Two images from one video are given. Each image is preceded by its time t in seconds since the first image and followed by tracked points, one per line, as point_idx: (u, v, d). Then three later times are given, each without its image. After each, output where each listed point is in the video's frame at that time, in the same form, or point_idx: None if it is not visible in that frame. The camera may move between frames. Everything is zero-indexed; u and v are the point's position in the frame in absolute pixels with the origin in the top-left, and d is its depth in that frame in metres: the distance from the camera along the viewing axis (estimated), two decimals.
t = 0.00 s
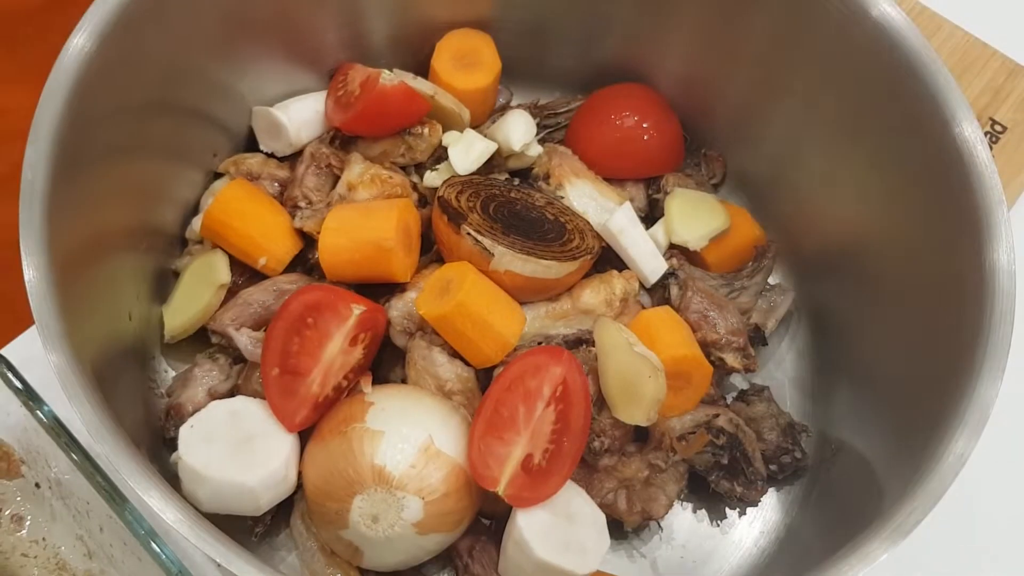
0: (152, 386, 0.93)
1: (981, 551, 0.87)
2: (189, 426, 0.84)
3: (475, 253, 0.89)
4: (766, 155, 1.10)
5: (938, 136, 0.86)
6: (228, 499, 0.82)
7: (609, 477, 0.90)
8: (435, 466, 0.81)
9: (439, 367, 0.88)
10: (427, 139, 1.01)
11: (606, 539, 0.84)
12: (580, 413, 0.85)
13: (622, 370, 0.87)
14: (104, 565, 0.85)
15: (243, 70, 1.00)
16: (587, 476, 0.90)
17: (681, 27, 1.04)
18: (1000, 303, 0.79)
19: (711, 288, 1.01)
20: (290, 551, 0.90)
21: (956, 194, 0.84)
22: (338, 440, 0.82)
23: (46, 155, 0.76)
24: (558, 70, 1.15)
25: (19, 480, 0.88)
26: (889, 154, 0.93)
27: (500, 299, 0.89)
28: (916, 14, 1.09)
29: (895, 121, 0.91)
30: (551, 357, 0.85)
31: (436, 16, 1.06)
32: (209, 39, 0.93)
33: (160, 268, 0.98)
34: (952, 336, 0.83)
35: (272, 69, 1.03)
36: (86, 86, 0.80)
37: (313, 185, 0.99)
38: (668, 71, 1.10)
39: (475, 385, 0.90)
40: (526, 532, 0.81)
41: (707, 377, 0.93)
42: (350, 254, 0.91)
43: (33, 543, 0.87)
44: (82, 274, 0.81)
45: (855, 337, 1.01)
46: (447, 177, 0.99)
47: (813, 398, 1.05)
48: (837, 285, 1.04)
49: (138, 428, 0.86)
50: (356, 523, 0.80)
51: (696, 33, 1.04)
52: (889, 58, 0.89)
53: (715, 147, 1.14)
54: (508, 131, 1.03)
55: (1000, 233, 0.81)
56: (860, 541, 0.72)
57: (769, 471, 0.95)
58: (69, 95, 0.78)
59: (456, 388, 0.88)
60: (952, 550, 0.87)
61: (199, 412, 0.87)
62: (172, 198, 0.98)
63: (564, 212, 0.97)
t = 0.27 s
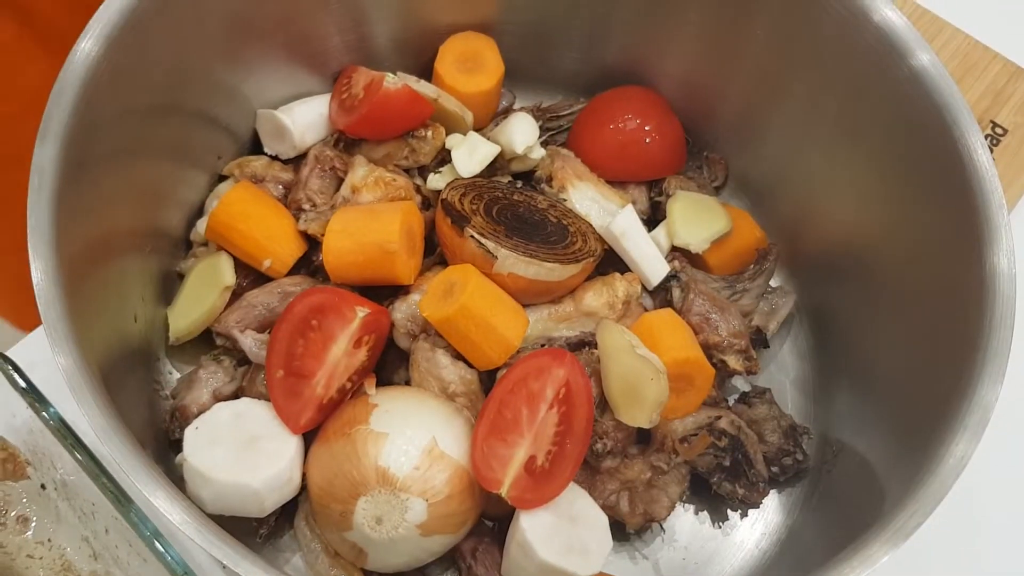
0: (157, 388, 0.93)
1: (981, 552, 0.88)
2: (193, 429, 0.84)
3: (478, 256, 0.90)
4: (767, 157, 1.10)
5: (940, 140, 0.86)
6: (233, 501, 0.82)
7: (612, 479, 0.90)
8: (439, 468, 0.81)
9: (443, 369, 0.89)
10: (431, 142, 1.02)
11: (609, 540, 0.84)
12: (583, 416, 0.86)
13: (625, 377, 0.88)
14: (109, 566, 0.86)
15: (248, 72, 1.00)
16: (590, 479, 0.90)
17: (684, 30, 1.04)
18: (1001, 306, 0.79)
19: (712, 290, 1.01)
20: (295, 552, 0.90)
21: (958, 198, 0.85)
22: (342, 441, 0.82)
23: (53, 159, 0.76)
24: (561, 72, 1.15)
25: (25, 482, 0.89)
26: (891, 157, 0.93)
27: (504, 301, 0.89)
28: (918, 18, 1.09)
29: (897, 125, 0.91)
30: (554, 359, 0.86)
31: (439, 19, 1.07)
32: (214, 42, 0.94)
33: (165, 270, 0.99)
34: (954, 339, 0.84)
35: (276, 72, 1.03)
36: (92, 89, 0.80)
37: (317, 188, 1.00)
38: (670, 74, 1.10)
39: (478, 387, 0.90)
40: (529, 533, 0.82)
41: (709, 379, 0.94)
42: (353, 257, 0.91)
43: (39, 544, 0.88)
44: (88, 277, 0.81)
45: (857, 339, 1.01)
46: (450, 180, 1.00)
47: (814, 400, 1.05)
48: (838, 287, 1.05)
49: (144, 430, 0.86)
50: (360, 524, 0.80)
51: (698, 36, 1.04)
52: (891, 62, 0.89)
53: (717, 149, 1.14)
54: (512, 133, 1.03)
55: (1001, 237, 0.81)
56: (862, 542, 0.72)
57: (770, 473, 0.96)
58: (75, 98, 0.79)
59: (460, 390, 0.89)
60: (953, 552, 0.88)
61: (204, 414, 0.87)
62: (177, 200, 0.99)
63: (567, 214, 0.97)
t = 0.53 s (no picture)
0: (156, 386, 0.94)
1: (978, 550, 0.88)
2: (191, 426, 0.85)
3: (476, 254, 0.90)
4: (766, 156, 1.10)
5: (937, 137, 0.86)
6: (230, 498, 0.82)
7: (610, 476, 0.90)
8: (437, 465, 0.81)
9: (441, 367, 0.89)
10: (429, 140, 1.02)
11: (607, 538, 0.84)
12: (581, 413, 0.86)
13: (624, 374, 0.88)
14: (107, 563, 0.86)
15: (246, 71, 1.00)
16: (587, 476, 0.90)
17: (682, 29, 1.04)
18: (998, 304, 0.79)
19: (711, 288, 1.02)
20: (293, 550, 0.90)
21: (956, 195, 0.85)
22: (340, 439, 0.82)
23: (51, 157, 0.76)
24: (560, 71, 1.16)
25: (24, 479, 0.89)
26: (889, 155, 0.93)
27: (501, 299, 0.90)
28: (917, 16, 1.09)
29: (895, 123, 0.91)
30: (552, 357, 0.86)
31: (438, 18, 1.07)
32: (212, 41, 0.94)
33: (164, 268, 0.99)
34: (951, 336, 0.84)
35: (275, 70, 1.03)
36: (90, 87, 0.81)
37: (315, 186, 1.00)
38: (669, 72, 1.10)
39: (476, 385, 0.90)
40: (527, 530, 0.82)
41: (707, 377, 0.94)
42: (352, 255, 0.91)
43: (38, 541, 0.88)
44: (85, 274, 0.81)
45: (855, 337, 1.01)
46: (448, 178, 1.00)
47: (812, 398, 1.05)
48: (836, 285, 1.05)
49: (142, 427, 0.86)
50: (357, 522, 0.80)
51: (697, 34, 1.04)
52: (889, 59, 0.89)
53: (715, 148, 1.14)
54: (511, 132, 1.04)
55: (998, 234, 0.81)
56: (858, 538, 0.72)
57: (768, 470, 0.96)
58: (73, 96, 0.79)
59: (458, 387, 0.89)
60: (950, 550, 0.88)
61: (202, 412, 0.87)
62: (175, 199, 0.99)
63: (565, 212, 0.97)
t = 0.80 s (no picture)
0: (156, 384, 0.94)
1: (977, 547, 0.88)
2: (192, 424, 0.85)
3: (476, 252, 0.90)
4: (766, 154, 1.10)
5: (937, 135, 0.86)
6: (231, 495, 0.82)
7: (610, 474, 0.90)
8: (437, 463, 0.81)
9: (441, 365, 0.89)
10: (429, 139, 1.02)
11: (607, 535, 0.84)
12: (581, 411, 0.86)
13: (624, 372, 0.88)
14: (108, 560, 0.86)
15: (246, 69, 1.00)
16: (587, 474, 0.90)
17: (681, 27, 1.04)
18: (997, 301, 0.79)
19: (710, 286, 1.02)
20: (293, 547, 0.90)
21: (956, 193, 0.85)
22: (340, 437, 0.82)
23: (52, 156, 0.77)
24: (560, 69, 1.16)
25: (24, 477, 0.89)
26: (888, 153, 0.94)
27: (501, 297, 0.90)
28: (917, 14, 1.09)
29: (894, 121, 0.92)
30: (552, 355, 0.86)
31: (438, 17, 1.07)
32: (212, 39, 0.94)
33: (164, 266, 0.99)
34: (950, 333, 0.84)
35: (275, 69, 1.03)
36: (90, 86, 0.81)
37: (315, 184, 1.00)
38: (668, 70, 1.11)
39: (476, 383, 0.90)
40: (526, 527, 0.82)
41: (707, 375, 0.94)
42: (352, 253, 0.91)
43: (39, 539, 0.88)
44: (86, 273, 0.81)
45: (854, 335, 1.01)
46: (448, 176, 1.00)
47: (811, 396, 1.05)
48: (836, 283, 1.05)
49: (142, 426, 0.86)
50: (358, 519, 0.80)
51: (696, 33, 1.04)
52: (888, 57, 0.89)
53: (715, 146, 1.14)
54: (510, 131, 1.04)
55: (998, 231, 0.81)
56: (857, 535, 0.73)
57: (768, 468, 0.96)
58: (74, 94, 0.79)
59: (458, 385, 0.89)
60: (949, 547, 0.88)
61: (202, 410, 0.87)
62: (175, 197, 0.99)
63: (565, 210, 0.97)
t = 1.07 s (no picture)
0: (159, 382, 0.94)
1: (980, 546, 0.88)
2: (195, 422, 0.85)
3: (479, 250, 0.90)
4: (768, 153, 1.10)
5: (940, 134, 0.86)
6: (234, 494, 0.83)
7: (612, 473, 0.90)
8: (440, 462, 0.81)
9: (443, 364, 0.89)
10: (432, 137, 1.02)
11: (609, 534, 0.84)
12: (583, 409, 0.86)
13: (627, 371, 0.88)
14: (111, 558, 0.86)
15: (249, 68, 1.00)
16: (590, 472, 0.90)
17: (684, 26, 1.04)
18: (999, 299, 0.80)
19: (713, 285, 1.02)
20: (296, 545, 0.91)
21: (959, 192, 0.85)
22: (343, 435, 0.82)
23: (56, 154, 0.77)
24: (562, 68, 1.16)
25: (28, 475, 0.89)
26: (891, 152, 0.94)
27: (504, 296, 0.90)
28: (919, 13, 1.09)
29: (897, 120, 0.92)
30: (554, 353, 0.86)
31: (440, 16, 1.07)
32: (216, 38, 0.94)
33: (167, 265, 0.99)
34: (953, 332, 0.84)
35: (278, 68, 1.03)
36: (94, 84, 0.81)
37: (318, 183, 1.00)
38: (671, 70, 1.11)
39: (478, 381, 0.90)
40: (529, 526, 0.82)
41: (709, 374, 0.94)
42: (354, 251, 0.91)
43: (42, 537, 0.88)
44: (90, 271, 0.81)
45: (856, 334, 1.01)
46: (450, 175, 1.00)
47: (814, 395, 1.06)
48: (838, 282, 1.05)
49: (145, 423, 0.87)
50: (361, 517, 0.80)
51: (699, 32, 1.04)
52: (892, 56, 0.89)
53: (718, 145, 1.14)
54: (512, 130, 1.04)
55: (1001, 230, 0.81)
56: (860, 533, 0.73)
57: (770, 467, 0.95)
58: (78, 92, 0.79)
59: (460, 384, 0.89)
60: (952, 546, 0.88)
61: (205, 408, 0.87)
62: (178, 196, 0.99)
63: (567, 209, 0.97)
